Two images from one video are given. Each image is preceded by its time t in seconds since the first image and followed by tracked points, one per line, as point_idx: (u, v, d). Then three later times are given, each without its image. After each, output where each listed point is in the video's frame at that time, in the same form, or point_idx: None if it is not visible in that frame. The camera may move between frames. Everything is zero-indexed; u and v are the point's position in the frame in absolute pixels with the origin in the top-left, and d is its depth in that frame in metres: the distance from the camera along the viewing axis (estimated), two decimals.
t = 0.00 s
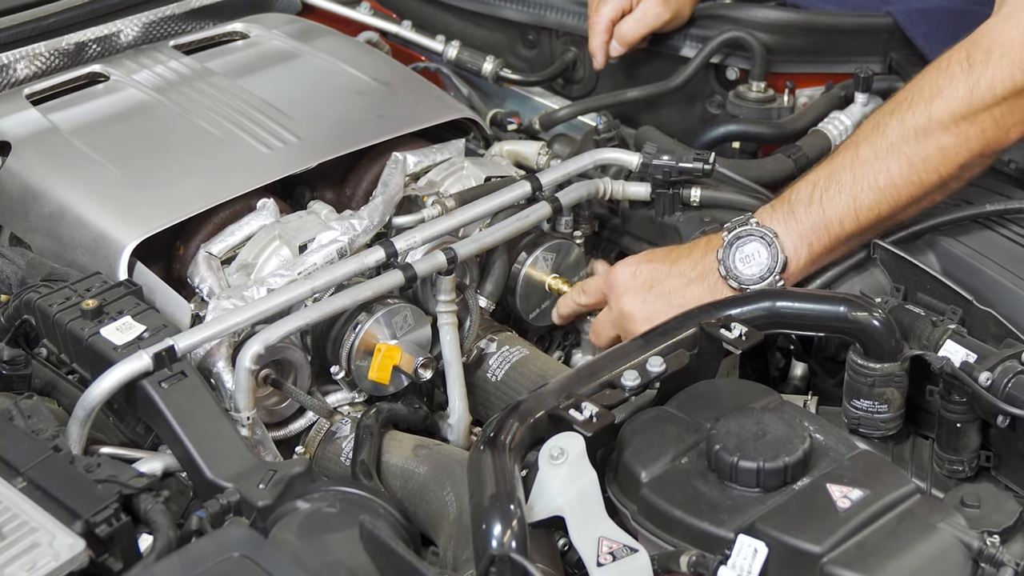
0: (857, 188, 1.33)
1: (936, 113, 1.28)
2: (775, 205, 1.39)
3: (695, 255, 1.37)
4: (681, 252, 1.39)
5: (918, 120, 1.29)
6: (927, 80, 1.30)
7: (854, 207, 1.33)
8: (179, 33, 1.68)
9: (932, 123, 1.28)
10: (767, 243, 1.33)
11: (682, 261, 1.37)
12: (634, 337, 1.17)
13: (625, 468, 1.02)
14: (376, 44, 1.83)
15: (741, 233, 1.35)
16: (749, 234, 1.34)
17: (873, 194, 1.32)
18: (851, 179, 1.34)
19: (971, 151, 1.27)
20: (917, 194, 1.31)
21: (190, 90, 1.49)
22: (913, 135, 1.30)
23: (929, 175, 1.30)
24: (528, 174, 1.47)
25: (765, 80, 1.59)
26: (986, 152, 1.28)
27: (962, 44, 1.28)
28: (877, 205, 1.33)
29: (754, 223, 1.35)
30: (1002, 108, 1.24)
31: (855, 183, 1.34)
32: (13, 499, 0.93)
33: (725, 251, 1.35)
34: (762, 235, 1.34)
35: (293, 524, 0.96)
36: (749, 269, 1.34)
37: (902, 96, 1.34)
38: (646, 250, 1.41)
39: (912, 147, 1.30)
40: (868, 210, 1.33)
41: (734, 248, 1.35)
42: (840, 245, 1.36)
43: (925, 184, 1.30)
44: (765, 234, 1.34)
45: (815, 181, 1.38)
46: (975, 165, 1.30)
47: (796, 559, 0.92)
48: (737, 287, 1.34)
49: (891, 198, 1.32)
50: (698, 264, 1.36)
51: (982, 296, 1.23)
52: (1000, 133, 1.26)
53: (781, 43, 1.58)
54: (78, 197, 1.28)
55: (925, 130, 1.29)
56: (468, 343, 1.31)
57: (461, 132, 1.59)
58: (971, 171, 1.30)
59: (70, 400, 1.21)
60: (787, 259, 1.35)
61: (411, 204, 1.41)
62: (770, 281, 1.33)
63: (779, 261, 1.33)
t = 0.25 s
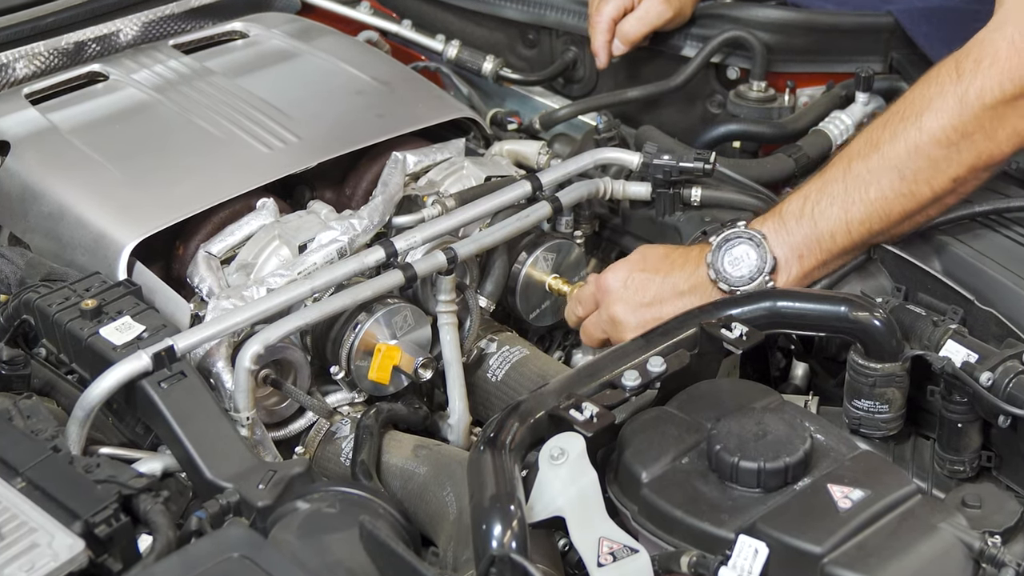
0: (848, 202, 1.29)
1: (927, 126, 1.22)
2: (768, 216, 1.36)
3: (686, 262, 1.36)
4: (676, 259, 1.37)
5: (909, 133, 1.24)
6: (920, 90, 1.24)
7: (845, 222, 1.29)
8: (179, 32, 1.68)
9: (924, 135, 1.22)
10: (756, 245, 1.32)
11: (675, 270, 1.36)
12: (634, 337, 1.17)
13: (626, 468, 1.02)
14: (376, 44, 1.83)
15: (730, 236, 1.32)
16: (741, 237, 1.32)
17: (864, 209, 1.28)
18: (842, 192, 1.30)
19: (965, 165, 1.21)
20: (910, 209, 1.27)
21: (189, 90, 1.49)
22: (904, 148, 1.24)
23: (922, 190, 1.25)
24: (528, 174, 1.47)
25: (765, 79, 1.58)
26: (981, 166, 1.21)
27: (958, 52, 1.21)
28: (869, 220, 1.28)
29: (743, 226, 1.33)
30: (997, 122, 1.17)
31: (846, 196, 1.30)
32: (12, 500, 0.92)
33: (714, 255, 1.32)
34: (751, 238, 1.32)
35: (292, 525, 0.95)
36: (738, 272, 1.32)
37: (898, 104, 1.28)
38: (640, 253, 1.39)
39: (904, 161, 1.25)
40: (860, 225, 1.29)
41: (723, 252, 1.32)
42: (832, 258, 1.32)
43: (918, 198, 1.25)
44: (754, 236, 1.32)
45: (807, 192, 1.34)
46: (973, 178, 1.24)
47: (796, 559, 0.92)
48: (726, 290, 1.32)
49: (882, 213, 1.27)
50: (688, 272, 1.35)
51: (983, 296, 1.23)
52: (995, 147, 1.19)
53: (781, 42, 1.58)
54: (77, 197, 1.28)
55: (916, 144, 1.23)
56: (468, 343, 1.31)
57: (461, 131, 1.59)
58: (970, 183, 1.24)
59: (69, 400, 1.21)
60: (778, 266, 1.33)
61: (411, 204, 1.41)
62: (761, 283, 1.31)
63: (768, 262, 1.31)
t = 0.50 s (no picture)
0: (830, 212, 1.28)
1: (903, 135, 1.20)
2: (752, 225, 1.36)
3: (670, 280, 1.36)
4: (660, 273, 1.37)
5: (887, 141, 1.22)
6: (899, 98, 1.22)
7: (827, 231, 1.28)
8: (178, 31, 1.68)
9: (900, 143, 1.21)
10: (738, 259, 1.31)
11: (659, 285, 1.36)
12: (634, 337, 1.17)
13: (626, 469, 1.02)
14: (376, 44, 1.83)
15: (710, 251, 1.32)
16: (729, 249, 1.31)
17: (844, 219, 1.27)
18: (823, 202, 1.29)
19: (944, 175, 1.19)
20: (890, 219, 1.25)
21: (189, 89, 1.49)
22: (881, 156, 1.23)
23: (901, 199, 1.23)
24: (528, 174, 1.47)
25: (766, 79, 1.58)
26: (958, 178, 1.19)
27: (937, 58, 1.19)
28: (849, 230, 1.27)
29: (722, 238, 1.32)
30: (971, 131, 1.15)
31: (826, 207, 1.29)
32: (11, 500, 0.92)
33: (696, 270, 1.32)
34: (733, 251, 1.31)
35: (292, 526, 0.95)
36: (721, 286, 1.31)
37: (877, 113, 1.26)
38: (624, 265, 1.39)
39: (881, 170, 1.23)
40: (841, 235, 1.28)
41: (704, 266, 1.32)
42: (816, 268, 1.32)
43: (897, 208, 1.24)
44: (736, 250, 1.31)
45: (790, 202, 1.33)
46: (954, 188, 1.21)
47: (797, 560, 0.92)
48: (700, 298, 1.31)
49: (861, 223, 1.26)
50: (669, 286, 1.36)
51: (984, 296, 1.23)
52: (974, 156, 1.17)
53: (782, 41, 1.58)
54: (76, 197, 1.28)
55: (893, 154, 1.22)
56: (468, 343, 1.31)
57: (462, 131, 1.58)
58: (952, 193, 1.21)
59: (68, 400, 1.20)
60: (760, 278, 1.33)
61: (411, 204, 1.41)
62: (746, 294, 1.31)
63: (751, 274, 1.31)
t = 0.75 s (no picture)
0: (827, 201, 1.28)
1: (900, 121, 1.20)
2: (752, 218, 1.35)
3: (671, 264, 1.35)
4: (663, 260, 1.37)
5: (884, 130, 1.22)
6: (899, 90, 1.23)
7: (824, 220, 1.27)
8: (179, 30, 1.68)
9: (897, 133, 1.21)
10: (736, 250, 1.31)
11: (663, 270, 1.35)
12: (636, 337, 1.17)
13: (628, 469, 1.02)
14: (378, 43, 1.83)
15: (710, 243, 1.32)
16: (718, 244, 1.32)
17: (840, 209, 1.26)
18: (820, 191, 1.29)
19: (940, 163, 1.18)
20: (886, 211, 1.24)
21: (189, 89, 1.48)
22: (879, 144, 1.23)
23: (896, 190, 1.22)
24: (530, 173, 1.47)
25: (768, 78, 1.58)
26: (956, 165, 1.18)
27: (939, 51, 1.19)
28: (846, 220, 1.26)
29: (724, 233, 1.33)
30: (970, 118, 1.14)
31: (822, 198, 1.28)
32: (12, 500, 0.92)
33: (698, 260, 1.32)
34: (731, 243, 1.31)
35: (293, 526, 0.95)
36: (716, 277, 1.32)
37: (878, 105, 1.26)
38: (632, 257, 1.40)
39: (878, 159, 1.23)
40: (836, 224, 1.27)
41: (705, 257, 1.32)
42: (812, 260, 1.30)
43: (894, 197, 1.23)
44: (735, 243, 1.31)
45: (788, 192, 1.32)
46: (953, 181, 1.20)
47: (799, 561, 0.92)
48: (706, 296, 1.32)
49: (858, 212, 1.25)
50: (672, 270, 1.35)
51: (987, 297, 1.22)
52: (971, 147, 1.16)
53: (784, 41, 1.58)
54: (77, 196, 1.28)
55: (891, 142, 1.22)
56: (470, 343, 1.31)
57: (463, 131, 1.58)
58: (950, 187, 1.20)
59: (69, 400, 1.20)
60: (757, 269, 1.31)
61: (412, 203, 1.40)
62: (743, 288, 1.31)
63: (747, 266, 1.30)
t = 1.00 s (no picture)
0: (892, 154, 1.25)
1: (984, 89, 1.22)
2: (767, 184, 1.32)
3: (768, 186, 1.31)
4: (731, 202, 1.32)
5: (958, 96, 1.23)
6: (967, 66, 1.25)
7: (884, 174, 1.25)
8: (178, 30, 1.67)
9: (969, 100, 1.22)
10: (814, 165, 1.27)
11: (761, 196, 1.31)
12: (637, 337, 1.16)
13: (629, 469, 1.01)
14: (378, 43, 1.83)
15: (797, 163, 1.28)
16: (826, 151, 1.27)
17: (901, 164, 1.24)
18: (882, 143, 1.26)
19: (1001, 136, 1.21)
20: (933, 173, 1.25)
21: (189, 88, 1.48)
22: (947, 109, 1.24)
23: (955, 154, 1.23)
24: (530, 173, 1.46)
25: (769, 78, 1.58)
26: None
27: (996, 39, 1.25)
28: (903, 176, 1.25)
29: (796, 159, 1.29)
30: None
31: (876, 152, 1.25)
32: (11, 500, 0.92)
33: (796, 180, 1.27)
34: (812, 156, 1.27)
35: (294, 526, 0.95)
36: (821, 188, 1.26)
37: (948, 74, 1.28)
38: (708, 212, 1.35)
39: (945, 122, 1.23)
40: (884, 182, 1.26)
41: (801, 175, 1.27)
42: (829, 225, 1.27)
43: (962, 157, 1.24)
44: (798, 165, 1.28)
45: (847, 142, 1.28)
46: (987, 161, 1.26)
47: (800, 562, 0.91)
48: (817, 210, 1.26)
49: (920, 170, 1.25)
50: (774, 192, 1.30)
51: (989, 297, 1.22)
52: None
53: (785, 40, 1.58)
54: (77, 196, 1.27)
55: (977, 104, 1.22)
56: (471, 343, 1.30)
57: (463, 130, 1.58)
58: (966, 172, 1.29)
59: (68, 401, 1.20)
60: (768, 232, 1.28)
61: (412, 203, 1.40)
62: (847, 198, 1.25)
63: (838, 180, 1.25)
